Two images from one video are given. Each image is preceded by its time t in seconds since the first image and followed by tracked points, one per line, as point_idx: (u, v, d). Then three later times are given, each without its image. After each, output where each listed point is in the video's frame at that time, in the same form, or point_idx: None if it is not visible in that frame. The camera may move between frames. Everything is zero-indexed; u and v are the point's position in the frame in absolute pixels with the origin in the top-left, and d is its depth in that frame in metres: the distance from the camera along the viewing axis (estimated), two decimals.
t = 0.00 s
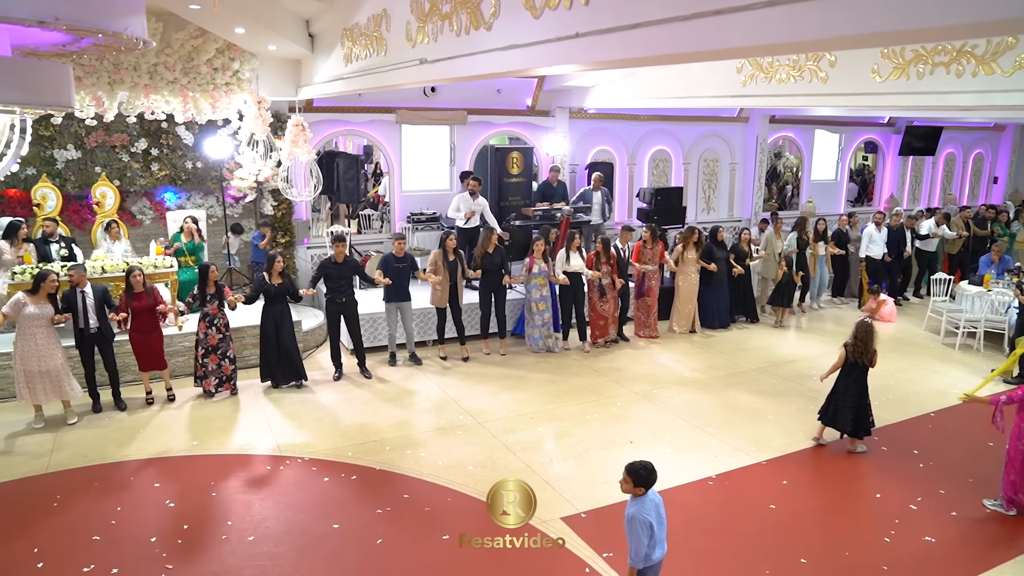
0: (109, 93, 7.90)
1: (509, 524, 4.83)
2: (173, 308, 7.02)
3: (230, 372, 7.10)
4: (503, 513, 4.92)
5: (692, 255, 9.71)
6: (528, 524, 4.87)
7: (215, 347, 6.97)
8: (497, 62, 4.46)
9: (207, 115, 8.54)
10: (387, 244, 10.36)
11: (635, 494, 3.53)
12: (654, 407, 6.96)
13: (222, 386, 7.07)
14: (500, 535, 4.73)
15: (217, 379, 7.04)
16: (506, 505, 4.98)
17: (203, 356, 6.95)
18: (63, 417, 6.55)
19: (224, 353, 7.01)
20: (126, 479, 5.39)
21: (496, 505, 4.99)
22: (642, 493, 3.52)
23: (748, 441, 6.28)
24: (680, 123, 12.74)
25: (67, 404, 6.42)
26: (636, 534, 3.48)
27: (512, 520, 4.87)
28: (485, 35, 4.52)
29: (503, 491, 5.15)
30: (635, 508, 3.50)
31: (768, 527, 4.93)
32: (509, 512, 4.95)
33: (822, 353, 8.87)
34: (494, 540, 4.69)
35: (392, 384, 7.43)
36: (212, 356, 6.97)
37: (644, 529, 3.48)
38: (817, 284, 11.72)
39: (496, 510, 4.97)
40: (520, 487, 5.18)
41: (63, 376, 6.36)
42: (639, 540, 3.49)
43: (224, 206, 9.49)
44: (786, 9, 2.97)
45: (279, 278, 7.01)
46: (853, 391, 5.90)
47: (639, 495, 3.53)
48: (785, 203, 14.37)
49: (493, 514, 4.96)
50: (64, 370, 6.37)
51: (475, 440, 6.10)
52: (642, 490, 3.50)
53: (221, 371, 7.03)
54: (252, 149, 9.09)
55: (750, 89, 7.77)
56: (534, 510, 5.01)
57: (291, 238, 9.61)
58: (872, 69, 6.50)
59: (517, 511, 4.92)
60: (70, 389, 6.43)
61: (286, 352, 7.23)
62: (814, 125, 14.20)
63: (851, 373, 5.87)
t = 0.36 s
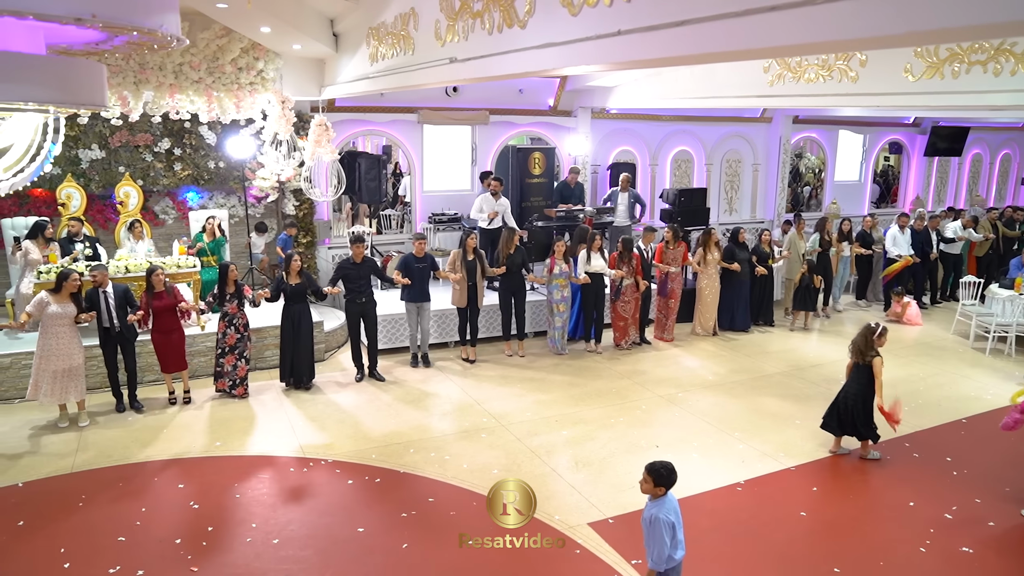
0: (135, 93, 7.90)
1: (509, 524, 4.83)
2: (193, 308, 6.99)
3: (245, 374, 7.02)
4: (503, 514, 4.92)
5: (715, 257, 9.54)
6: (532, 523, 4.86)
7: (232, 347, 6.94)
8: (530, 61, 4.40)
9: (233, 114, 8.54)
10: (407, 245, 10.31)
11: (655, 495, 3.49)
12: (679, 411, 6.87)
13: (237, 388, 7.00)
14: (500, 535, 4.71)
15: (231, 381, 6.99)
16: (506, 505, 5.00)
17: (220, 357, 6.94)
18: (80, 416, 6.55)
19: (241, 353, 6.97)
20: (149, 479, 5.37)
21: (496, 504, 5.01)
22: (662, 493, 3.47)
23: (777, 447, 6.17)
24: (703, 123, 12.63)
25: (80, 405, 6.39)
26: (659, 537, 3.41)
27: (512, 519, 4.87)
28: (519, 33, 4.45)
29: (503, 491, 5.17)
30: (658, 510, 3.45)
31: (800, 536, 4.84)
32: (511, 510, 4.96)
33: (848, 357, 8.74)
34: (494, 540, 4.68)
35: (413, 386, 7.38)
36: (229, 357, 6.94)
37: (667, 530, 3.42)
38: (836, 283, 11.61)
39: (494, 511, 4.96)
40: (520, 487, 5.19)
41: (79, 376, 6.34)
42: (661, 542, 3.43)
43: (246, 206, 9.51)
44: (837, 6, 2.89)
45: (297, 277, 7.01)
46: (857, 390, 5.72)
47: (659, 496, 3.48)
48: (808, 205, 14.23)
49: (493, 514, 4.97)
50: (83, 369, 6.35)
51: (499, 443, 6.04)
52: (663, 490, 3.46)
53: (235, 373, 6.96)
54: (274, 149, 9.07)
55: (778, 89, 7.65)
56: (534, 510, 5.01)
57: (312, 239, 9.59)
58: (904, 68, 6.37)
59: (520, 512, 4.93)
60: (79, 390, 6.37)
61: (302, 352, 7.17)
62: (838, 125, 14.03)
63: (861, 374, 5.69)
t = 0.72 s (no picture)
0: (160, 92, 7.66)
1: (509, 525, 4.79)
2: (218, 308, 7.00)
3: (272, 371, 7.06)
4: (503, 514, 4.88)
5: (740, 258, 9.38)
6: (560, 528, 4.78)
7: (259, 345, 6.93)
8: (563, 57, 4.33)
9: (256, 113, 8.36)
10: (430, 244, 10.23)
11: (654, 499, 3.46)
12: (706, 414, 6.77)
13: (262, 386, 7.00)
14: (500, 535, 4.68)
15: (257, 379, 6.98)
16: (506, 506, 4.94)
17: (245, 355, 6.91)
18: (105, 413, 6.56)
19: (267, 352, 6.97)
20: (175, 479, 5.35)
21: (496, 504, 4.95)
22: (661, 496, 3.45)
23: (807, 451, 6.06)
24: (727, 123, 12.51)
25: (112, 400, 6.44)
26: (665, 544, 3.38)
27: (512, 520, 4.82)
28: (555, 30, 4.37)
29: (503, 491, 5.12)
30: (659, 513, 3.43)
31: (835, 544, 4.72)
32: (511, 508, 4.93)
33: (877, 360, 8.59)
34: (492, 540, 4.64)
35: (437, 387, 7.32)
36: (256, 355, 6.93)
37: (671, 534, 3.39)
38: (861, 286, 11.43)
39: (494, 510, 4.93)
40: (521, 487, 5.11)
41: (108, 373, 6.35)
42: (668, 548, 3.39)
43: (269, 205, 9.51)
44: None
45: (323, 277, 7.00)
46: (889, 397, 5.54)
47: (658, 500, 3.46)
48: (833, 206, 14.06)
49: (493, 514, 4.92)
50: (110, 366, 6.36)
51: (525, 446, 5.97)
52: (662, 493, 3.43)
53: (262, 370, 6.97)
54: (297, 148, 8.82)
55: (807, 88, 7.52)
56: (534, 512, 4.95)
57: (334, 238, 9.57)
58: (939, 66, 6.24)
59: (521, 510, 4.90)
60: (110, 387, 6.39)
61: (327, 352, 7.17)
62: (864, 125, 13.85)
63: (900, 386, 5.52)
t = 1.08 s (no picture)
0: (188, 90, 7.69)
1: (509, 524, 4.76)
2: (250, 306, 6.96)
3: (300, 367, 7.06)
4: (503, 514, 4.84)
5: (769, 258, 9.20)
6: (590, 532, 4.73)
7: (290, 342, 6.95)
8: (598, 54, 4.24)
9: (283, 112, 8.30)
10: (454, 244, 10.14)
11: (642, 513, 3.33)
12: (735, 417, 6.66)
13: (291, 382, 7.01)
14: (500, 535, 4.65)
15: (286, 376, 7.00)
16: (506, 506, 4.91)
17: (278, 352, 6.93)
18: (131, 411, 6.56)
19: (298, 348, 6.99)
20: (202, 479, 5.33)
21: (497, 504, 4.94)
22: (650, 511, 3.31)
23: (841, 456, 5.94)
24: (753, 122, 12.37)
25: (142, 396, 6.46)
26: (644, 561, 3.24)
27: (512, 520, 4.80)
28: (592, 25, 4.27)
29: (503, 491, 5.09)
30: (644, 528, 3.29)
31: (873, 552, 4.61)
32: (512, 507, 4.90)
33: (908, 364, 8.43)
34: (495, 540, 4.61)
35: (462, 387, 7.26)
36: (286, 352, 6.95)
37: (652, 552, 3.25)
38: (886, 286, 11.18)
39: (496, 510, 4.90)
40: (521, 486, 5.09)
41: (144, 366, 6.38)
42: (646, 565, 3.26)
43: (293, 204, 9.49)
44: None
45: (359, 276, 6.96)
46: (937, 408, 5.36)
47: (647, 514, 3.33)
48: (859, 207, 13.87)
49: (493, 514, 4.90)
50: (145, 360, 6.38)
51: (552, 448, 5.89)
52: (651, 507, 3.30)
53: (292, 367, 6.99)
54: (327, 149, 8.88)
55: (839, 87, 7.36)
56: (534, 511, 4.94)
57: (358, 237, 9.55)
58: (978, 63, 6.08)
59: (524, 510, 4.86)
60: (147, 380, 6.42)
61: (361, 350, 7.16)
62: (892, 125, 13.63)
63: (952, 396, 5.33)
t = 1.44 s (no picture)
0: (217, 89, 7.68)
1: (509, 524, 4.73)
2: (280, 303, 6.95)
3: (332, 363, 7.05)
4: (503, 514, 4.81)
5: (802, 259, 9.06)
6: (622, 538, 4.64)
7: (324, 339, 6.96)
8: (636, 49, 4.15)
9: (311, 109, 8.26)
10: (479, 244, 10.12)
11: (623, 516, 3.27)
12: (768, 421, 6.54)
13: (324, 376, 7.04)
14: (500, 535, 4.62)
15: (317, 370, 7.01)
16: (506, 505, 4.86)
17: (311, 349, 6.93)
18: (158, 409, 6.54)
19: (331, 345, 7.00)
20: (228, 479, 5.30)
21: (497, 503, 4.90)
22: (632, 514, 3.25)
23: (878, 463, 5.80)
24: (780, 122, 12.22)
25: (170, 394, 6.45)
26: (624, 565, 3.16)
27: (512, 520, 4.75)
28: (630, 20, 4.18)
29: (504, 491, 5.01)
30: (625, 532, 3.22)
31: (914, 562, 4.48)
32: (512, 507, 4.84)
33: (942, 368, 8.26)
34: (494, 539, 4.59)
35: (489, 387, 7.19)
36: (320, 349, 6.95)
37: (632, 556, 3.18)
38: (914, 290, 10.92)
39: (496, 513, 4.85)
40: (520, 484, 5.03)
41: (178, 363, 6.39)
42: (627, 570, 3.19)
43: (318, 203, 9.46)
44: None
45: (396, 274, 6.93)
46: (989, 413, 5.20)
47: (629, 518, 3.27)
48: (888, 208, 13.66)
49: (493, 514, 4.87)
50: (178, 357, 6.38)
51: (583, 451, 5.80)
52: (632, 510, 3.24)
53: (325, 362, 7.00)
54: (352, 147, 9.07)
55: (874, 85, 7.20)
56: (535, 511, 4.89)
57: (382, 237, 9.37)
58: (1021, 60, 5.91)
59: (524, 511, 4.80)
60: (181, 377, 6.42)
61: (396, 348, 7.14)
62: (922, 124, 13.41)
63: (1008, 401, 5.13)
